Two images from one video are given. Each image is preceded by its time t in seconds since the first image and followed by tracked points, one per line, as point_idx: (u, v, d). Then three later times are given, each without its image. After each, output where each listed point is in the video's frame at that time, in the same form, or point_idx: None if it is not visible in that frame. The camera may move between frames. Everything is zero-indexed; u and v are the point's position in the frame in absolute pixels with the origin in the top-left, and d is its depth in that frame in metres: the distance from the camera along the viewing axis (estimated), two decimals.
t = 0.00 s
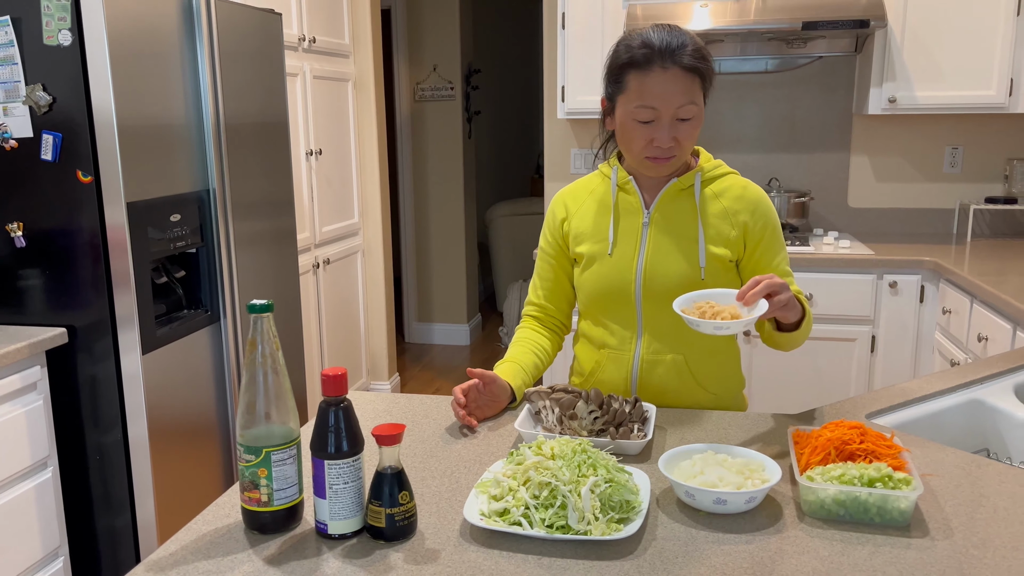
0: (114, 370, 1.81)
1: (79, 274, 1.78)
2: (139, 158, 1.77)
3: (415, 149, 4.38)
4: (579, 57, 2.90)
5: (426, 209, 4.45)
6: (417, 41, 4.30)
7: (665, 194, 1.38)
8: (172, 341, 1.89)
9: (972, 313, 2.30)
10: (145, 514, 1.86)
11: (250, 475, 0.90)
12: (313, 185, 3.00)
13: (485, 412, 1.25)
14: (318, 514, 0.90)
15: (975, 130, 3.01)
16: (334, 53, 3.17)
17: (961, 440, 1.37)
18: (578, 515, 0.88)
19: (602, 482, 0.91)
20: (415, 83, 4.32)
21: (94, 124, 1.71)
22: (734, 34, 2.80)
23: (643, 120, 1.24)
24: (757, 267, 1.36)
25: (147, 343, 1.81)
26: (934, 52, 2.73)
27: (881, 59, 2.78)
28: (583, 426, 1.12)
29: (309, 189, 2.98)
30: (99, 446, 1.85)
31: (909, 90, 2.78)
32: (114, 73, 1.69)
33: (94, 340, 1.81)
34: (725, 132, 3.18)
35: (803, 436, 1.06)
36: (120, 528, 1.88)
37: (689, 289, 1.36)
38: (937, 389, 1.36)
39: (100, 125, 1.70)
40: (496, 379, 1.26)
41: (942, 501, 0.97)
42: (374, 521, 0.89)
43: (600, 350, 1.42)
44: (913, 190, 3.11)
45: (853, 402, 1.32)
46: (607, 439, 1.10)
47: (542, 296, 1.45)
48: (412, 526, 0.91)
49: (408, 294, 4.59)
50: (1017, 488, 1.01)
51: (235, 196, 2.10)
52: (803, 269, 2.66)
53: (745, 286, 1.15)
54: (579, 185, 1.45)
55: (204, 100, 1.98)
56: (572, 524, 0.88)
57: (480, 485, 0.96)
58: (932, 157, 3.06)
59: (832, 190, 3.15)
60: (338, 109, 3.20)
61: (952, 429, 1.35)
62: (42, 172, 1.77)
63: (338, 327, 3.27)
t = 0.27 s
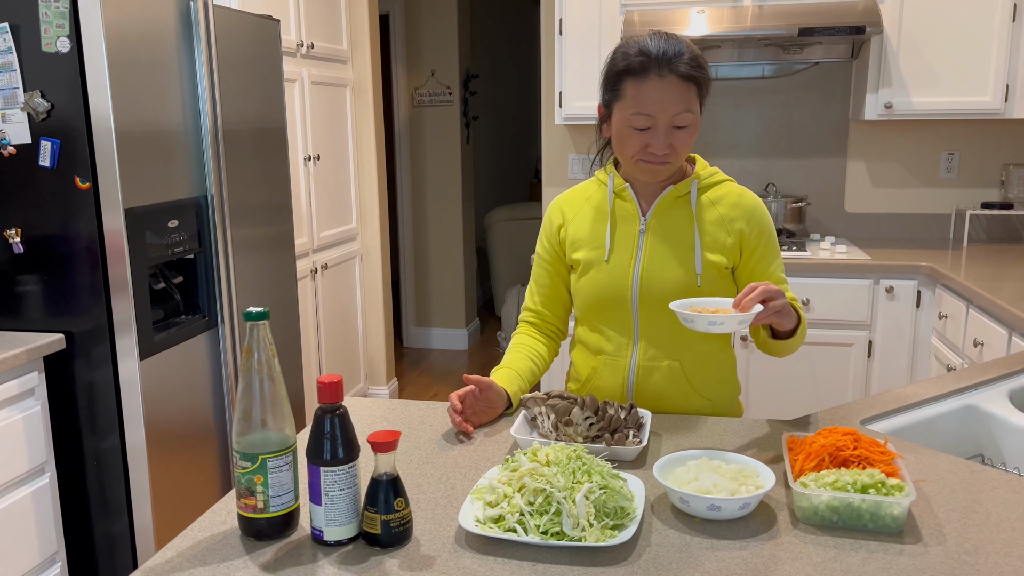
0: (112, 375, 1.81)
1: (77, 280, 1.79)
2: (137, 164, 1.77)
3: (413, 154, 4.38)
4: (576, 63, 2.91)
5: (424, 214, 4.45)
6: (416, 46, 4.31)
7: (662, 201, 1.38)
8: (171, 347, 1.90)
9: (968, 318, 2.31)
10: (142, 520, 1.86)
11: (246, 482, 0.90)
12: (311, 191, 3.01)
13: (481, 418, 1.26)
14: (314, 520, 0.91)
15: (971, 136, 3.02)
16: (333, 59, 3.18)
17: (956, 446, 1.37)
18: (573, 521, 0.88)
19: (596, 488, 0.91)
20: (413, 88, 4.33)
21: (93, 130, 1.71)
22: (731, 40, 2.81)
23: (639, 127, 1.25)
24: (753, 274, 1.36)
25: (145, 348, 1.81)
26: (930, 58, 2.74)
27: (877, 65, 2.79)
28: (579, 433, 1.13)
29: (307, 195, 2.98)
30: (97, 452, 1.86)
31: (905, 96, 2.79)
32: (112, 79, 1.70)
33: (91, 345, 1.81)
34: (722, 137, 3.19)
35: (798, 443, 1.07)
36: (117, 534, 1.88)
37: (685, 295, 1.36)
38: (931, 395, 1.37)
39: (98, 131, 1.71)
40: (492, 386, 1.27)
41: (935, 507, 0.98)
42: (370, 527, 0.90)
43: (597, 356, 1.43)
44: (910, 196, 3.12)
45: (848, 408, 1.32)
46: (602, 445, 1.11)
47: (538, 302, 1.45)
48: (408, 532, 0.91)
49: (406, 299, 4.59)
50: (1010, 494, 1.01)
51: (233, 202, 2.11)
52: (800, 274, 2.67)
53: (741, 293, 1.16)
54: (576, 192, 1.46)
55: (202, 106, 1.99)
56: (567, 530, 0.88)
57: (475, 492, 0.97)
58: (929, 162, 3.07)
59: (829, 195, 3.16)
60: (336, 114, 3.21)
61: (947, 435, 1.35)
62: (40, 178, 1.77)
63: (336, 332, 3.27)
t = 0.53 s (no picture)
0: (111, 379, 1.81)
1: (77, 283, 1.79)
2: (137, 167, 1.78)
3: (412, 158, 4.39)
4: (575, 67, 2.92)
5: (423, 218, 4.46)
6: (415, 51, 4.32)
7: (662, 204, 1.39)
8: (170, 350, 1.90)
9: (966, 321, 2.31)
10: (141, 524, 1.86)
11: (247, 484, 0.90)
12: (311, 195, 3.01)
13: (480, 421, 1.26)
14: (315, 523, 0.91)
15: (969, 140, 3.03)
16: (332, 63, 3.19)
17: (955, 448, 1.37)
18: (574, 524, 0.88)
19: (597, 490, 0.91)
20: (412, 92, 4.34)
21: (92, 134, 1.72)
22: (729, 44, 2.82)
23: (639, 130, 1.25)
24: (753, 277, 1.36)
25: (145, 352, 1.81)
26: (928, 61, 2.75)
27: (875, 69, 2.80)
28: (579, 435, 1.13)
29: (306, 199, 2.99)
30: (96, 456, 1.85)
31: (903, 100, 2.79)
32: (112, 83, 1.70)
33: (91, 349, 1.81)
34: (721, 141, 3.19)
35: (797, 445, 1.07)
36: (116, 538, 1.88)
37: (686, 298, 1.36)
38: (930, 398, 1.37)
39: (98, 135, 1.71)
40: (492, 389, 1.26)
41: (935, 509, 0.98)
42: (371, 530, 0.90)
43: (597, 359, 1.43)
44: (908, 199, 3.12)
45: (848, 411, 1.32)
46: (602, 447, 1.11)
47: (539, 305, 1.46)
48: (408, 535, 0.91)
49: (405, 303, 4.59)
50: (1009, 496, 1.01)
51: (232, 205, 2.11)
52: (798, 278, 2.67)
53: (742, 295, 1.16)
54: (577, 196, 1.46)
55: (201, 110, 1.99)
56: (568, 532, 0.88)
57: (476, 494, 0.97)
58: (927, 166, 3.08)
59: (827, 199, 3.17)
60: (335, 118, 3.22)
61: (946, 438, 1.35)
62: (40, 181, 1.77)
63: (335, 336, 3.27)
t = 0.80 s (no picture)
0: (108, 383, 1.80)
1: (73, 287, 1.78)
2: (134, 171, 1.78)
3: (409, 162, 4.39)
4: (572, 71, 2.93)
5: (420, 222, 4.46)
6: (412, 55, 4.33)
7: (658, 208, 1.39)
8: (167, 354, 1.90)
9: (963, 324, 2.32)
10: (137, 528, 1.85)
11: (242, 487, 0.90)
12: (308, 198, 3.01)
13: (477, 424, 1.26)
14: (311, 526, 0.90)
15: (965, 144, 3.04)
16: (329, 67, 3.19)
17: (952, 451, 1.37)
18: (569, 527, 0.88)
19: (593, 494, 0.91)
20: (410, 96, 4.34)
21: (89, 137, 1.72)
22: (726, 49, 2.83)
23: (637, 132, 1.25)
24: (749, 280, 1.37)
25: (141, 355, 1.81)
26: (924, 65, 2.75)
27: (871, 73, 2.80)
28: (576, 438, 1.13)
29: (303, 202, 2.99)
30: (92, 460, 1.85)
31: (900, 104, 2.80)
32: (109, 87, 1.70)
33: (87, 353, 1.80)
34: (718, 145, 3.20)
35: (794, 448, 1.07)
36: (112, 542, 1.88)
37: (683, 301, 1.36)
38: (927, 401, 1.37)
39: (95, 139, 1.71)
40: (489, 392, 1.26)
41: (931, 512, 0.98)
42: (366, 533, 0.90)
43: (594, 363, 1.43)
44: (905, 203, 3.13)
45: (844, 414, 1.32)
46: (599, 450, 1.11)
47: (536, 308, 1.46)
48: (404, 539, 0.91)
49: (403, 306, 4.59)
50: (1006, 499, 1.01)
51: (229, 209, 2.11)
52: (795, 281, 2.67)
53: (740, 297, 1.16)
54: (573, 199, 1.46)
55: (198, 113, 1.99)
56: (564, 536, 0.88)
57: (472, 497, 0.96)
58: (923, 170, 3.09)
59: (824, 202, 3.17)
60: (332, 122, 3.22)
61: (943, 440, 1.35)
62: (37, 185, 1.77)
63: (332, 340, 3.27)
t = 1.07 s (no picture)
0: (100, 388, 1.80)
1: (66, 293, 1.78)
2: (127, 176, 1.77)
3: (405, 166, 4.39)
4: (567, 76, 2.93)
5: (416, 226, 4.46)
6: (408, 59, 4.33)
7: (650, 213, 1.39)
8: (160, 359, 1.89)
9: (957, 329, 2.32)
10: (130, 534, 1.85)
11: (231, 494, 0.90)
12: (303, 203, 3.01)
13: (469, 430, 1.26)
14: (300, 533, 0.90)
15: (958, 149, 3.05)
16: (325, 71, 3.19)
17: (943, 456, 1.37)
18: (559, 533, 0.88)
19: (583, 500, 0.91)
20: (406, 100, 4.34)
21: (82, 143, 1.71)
22: (721, 54, 2.83)
23: (629, 138, 1.25)
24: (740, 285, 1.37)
25: (134, 361, 1.81)
26: (918, 70, 2.76)
27: (865, 78, 2.81)
28: (567, 444, 1.13)
29: (299, 207, 2.99)
30: (85, 466, 1.84)
31: (893, 109, 2.81)
32: (102, 92, 1.70)
33: (79, 358, 1.80)
34: (712, 150, 3.21)
35: (784, 454, 1.07)
36: (105, 548, 1.87)
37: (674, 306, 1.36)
38: (919, 405, 1.37)
39: (88, 144, 1.71)
40: (480, 397, 1.26)
41: (920, 518, 0.98)
42: (356, 540, 0.90)
43: (586, 368, 1.43)
44: (899, 207, 3.14)
45: (836, 419, 1.33)
46: (590, 456, 1.11)
47: (529, 314, 1.46)
48: (394, 545, 0.91)
49: (398, 311, 4.59)
50: (995, 504, 1.01)
51: (223, 214, 2.11)
52: (790, 286, 2.68)
53: (727, 297, 1.16)
54: (566, 205, 1.47)
55: (192, 118, 1.99)
56: (553, 542, 0.88)
57: (462, 503, 0.96)
58: (917, 174, 3.10)
59: (819, 207, 3.18)
60: (328, 126, 3.22)
61: (934, 445, 1.35)
62: (30, 190, 1.77)
63: (327, 344, 3.27)
